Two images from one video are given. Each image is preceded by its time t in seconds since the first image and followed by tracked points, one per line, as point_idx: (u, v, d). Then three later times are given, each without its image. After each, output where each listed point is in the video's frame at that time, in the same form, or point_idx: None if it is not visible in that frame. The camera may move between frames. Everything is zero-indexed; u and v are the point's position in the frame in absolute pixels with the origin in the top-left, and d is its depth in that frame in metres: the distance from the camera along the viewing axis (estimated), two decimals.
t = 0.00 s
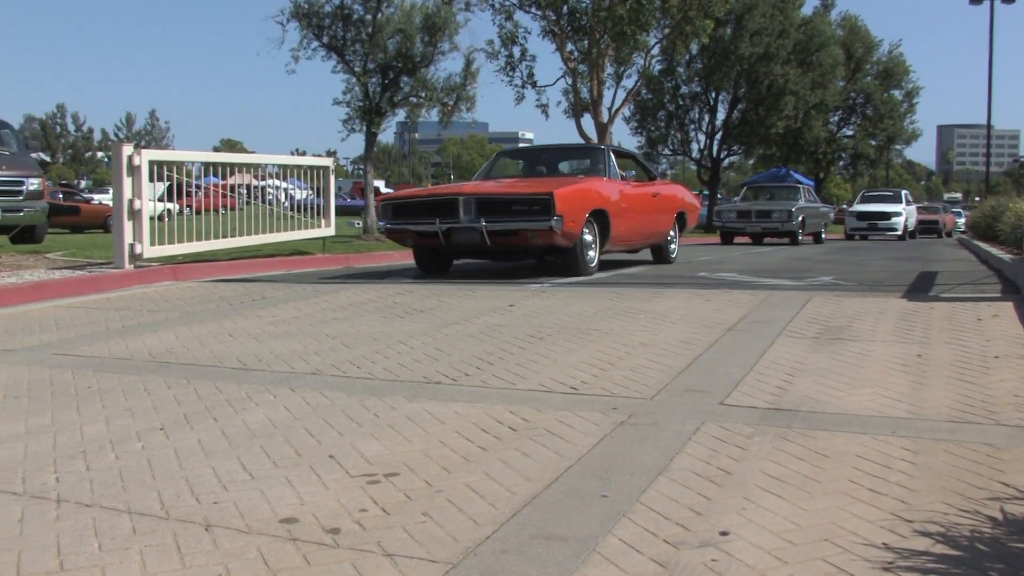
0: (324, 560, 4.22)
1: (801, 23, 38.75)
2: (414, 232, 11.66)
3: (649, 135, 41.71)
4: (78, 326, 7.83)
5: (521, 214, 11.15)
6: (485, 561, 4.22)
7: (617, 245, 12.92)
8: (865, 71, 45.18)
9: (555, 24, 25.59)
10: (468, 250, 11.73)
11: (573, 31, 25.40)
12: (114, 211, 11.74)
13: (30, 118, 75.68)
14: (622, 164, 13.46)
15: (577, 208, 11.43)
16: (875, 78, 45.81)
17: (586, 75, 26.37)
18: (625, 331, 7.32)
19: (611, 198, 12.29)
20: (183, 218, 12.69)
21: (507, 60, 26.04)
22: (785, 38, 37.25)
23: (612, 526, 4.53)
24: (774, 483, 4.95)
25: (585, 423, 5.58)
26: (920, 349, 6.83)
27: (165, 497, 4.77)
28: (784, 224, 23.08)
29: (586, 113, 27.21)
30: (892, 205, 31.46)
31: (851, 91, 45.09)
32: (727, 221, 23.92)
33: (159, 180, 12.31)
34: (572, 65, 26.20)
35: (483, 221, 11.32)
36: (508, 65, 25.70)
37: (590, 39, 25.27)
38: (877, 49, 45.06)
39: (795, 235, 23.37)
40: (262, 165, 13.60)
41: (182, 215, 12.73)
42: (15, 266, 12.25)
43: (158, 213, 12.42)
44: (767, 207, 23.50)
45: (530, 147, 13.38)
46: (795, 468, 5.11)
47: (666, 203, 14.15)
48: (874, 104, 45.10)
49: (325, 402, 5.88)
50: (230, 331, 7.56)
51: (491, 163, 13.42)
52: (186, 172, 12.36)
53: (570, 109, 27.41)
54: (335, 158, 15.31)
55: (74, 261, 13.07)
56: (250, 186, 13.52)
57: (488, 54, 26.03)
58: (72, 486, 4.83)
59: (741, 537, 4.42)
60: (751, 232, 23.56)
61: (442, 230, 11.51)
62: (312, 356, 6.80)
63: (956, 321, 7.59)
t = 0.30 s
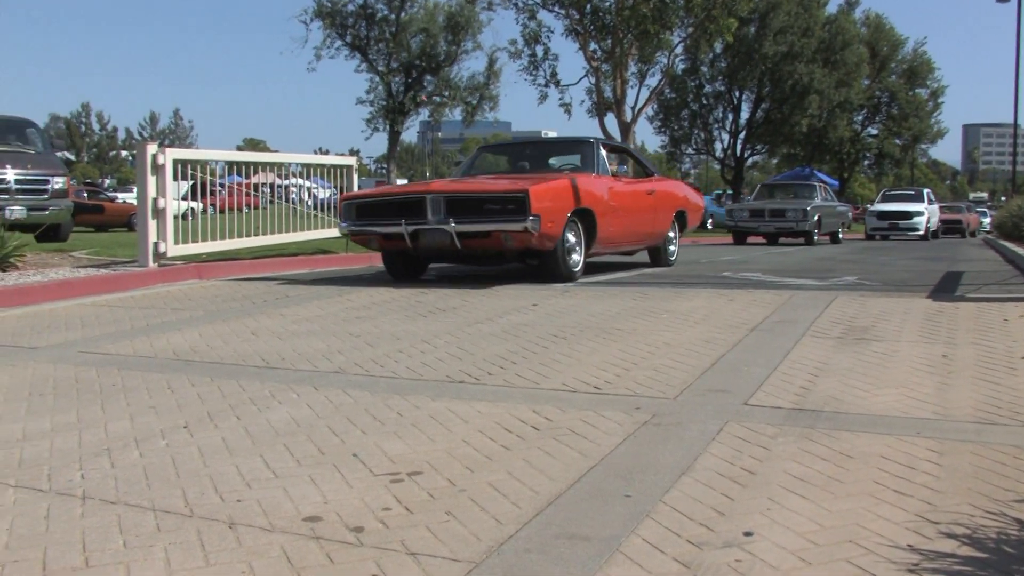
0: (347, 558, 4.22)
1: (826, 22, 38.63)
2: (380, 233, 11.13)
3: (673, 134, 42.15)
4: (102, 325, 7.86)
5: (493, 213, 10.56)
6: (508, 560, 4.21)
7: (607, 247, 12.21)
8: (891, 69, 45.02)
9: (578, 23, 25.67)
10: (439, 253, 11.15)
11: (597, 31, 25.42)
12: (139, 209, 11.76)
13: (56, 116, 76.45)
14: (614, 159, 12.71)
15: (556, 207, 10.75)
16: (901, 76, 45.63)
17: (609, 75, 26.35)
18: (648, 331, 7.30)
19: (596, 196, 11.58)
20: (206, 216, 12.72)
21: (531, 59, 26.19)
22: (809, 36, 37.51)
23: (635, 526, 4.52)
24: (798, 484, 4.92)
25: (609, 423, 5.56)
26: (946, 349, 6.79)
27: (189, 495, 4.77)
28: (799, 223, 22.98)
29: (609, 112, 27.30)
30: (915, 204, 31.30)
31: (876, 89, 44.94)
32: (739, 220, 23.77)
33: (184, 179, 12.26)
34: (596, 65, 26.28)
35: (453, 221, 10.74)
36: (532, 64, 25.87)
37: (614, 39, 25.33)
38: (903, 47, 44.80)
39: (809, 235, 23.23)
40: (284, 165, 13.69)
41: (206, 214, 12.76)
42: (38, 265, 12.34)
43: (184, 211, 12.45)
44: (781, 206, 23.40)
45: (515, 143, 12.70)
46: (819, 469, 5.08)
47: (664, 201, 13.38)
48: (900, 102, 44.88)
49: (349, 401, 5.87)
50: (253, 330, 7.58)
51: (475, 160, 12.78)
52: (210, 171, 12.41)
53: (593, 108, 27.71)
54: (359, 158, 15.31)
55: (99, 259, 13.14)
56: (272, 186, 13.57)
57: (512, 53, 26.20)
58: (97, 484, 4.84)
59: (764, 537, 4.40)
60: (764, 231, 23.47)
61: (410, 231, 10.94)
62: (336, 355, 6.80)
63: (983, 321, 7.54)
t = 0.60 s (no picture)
0: (394, 556, 4.21)
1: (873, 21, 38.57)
2: (360, 236, 10.25)
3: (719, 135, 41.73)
4: (150, 322, 7.95)
5: (482, 213, 9.63)
6: (554, 560, 4.19)
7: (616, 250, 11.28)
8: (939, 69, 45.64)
9: (625, 23, 26.12)
10: (426, 258, 10.24)
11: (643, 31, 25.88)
12: (187, 208, 11.88)
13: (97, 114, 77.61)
14: (626, 155, 11.73)
15: (556, 206, 9.84)
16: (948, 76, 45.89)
17: (655, 74, 27.05)
18: (695, 332, 7.27)
19: (601, 193, 10.64)
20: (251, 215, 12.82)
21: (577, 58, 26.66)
22: (858, 36, 37.30)
23: (682, 527, 4.48)
24: (846, 487, 4.87)
25: (656, 424, 5.53)
26: (995, 352, 6.71)
27: (238, 493, 4.77)
28: (837, 223, 22.83)
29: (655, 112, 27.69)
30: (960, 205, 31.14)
31: (924, 89, 45.20)
32: (773, 221, 23.60)
33: (231, 177, 12.24)
34: (642, 65, 26.73)
35: (438, 222, 9.82)
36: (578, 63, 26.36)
37: (660, 38, 25.79)
38: (951, 46, 45.61)
39: (847, 237, 23.11)
40: (330, 166, 13.77)
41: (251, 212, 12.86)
42: (87, 263, 12.51)
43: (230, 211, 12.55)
44: (818, 206, 23.24)
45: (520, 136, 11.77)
46: (866, 471, 5.03)
47: (682, 200, 12.42)
48: (948, 102, 44.88)
49: (397, 400, 5.87)
50: (298, 328, 7.61)
51: (476, 154, 11.94)
52: (257, 171, 12.51)
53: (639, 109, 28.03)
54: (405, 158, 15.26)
55: (147, 257, 13.28)
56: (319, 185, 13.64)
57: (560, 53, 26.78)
58: (146, 480, 4.86)
59: (812, 540, 4.35)
60: (801, 232, 23.28)
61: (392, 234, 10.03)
62: (383, 353, 6.82)
63: None
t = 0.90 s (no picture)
0: (513, 555, 4.20)
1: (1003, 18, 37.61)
2: (407, 246, 9.61)
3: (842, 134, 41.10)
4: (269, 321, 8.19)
5: (534, 224, 8.86)
6: (674, 563, 4.13)
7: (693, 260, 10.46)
8: None
9: (745, 22, 26.15)
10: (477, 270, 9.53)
11: (763, 29, 26.02)
12: (309, 207, 12.34)
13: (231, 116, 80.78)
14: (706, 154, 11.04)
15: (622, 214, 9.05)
16: None
17: (775, 74, 26.96)
18: (815, 337, 7.16)
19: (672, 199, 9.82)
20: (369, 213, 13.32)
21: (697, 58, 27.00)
22: (987, 33, 36.69)
23: (803, 533, 4.38)
24: (973, 497, 4.71)
25: (776, 428, 5.45)
26: None
27: (359, 487, 4.82)
28: (951, 225, 22.06)
29: (775, 113, 27.95)
30: None
31: None
32: (883, 221, 22.78)
33: (352, 176, 12.82)
34: (762, 64, 26.76)
35: (488, 232, 9.10)
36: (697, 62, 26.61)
37: (781, 36, 25.96)
38: None
39: (962, 240, 22.36)
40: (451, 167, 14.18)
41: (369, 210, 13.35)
42: (213, 259, 12.99)
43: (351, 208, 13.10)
44: (930, 208, 22.47)
45: (592, 133, 11.25)
46: (995, 482, 4.86)
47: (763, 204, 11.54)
48: None
49: (517, 399, 5.88)
50: (415, 327, 7.72)
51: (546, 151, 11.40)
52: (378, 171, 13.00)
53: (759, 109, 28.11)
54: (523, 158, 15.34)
55: (271, 254, 13.69)
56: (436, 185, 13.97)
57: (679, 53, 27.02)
58: (269, 472, 4.94)
59: (939, 550, 4.21)
60: (912, 235, 22.54)
61: (440, 244, 9.36)
62: (502, 352, 6.87)
63: None
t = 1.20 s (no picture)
0: (632, 556, 4.17)
1: None
2: (441, 256, 8.87)
3: (967, 133, 43.22)
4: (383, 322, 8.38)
5: (572, 234, 8.01)
6: (795, 568, 4.06)
7: (761, 268, 9.53)
8: None
9: (867, 19, 25.81)
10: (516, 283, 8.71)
11: (886, 26, 25.52)
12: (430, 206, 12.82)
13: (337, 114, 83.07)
14: (775, 153, 10.19)
15: (678, 219, 8.19)
16: None
17: (899, 72, 26.67)
18: (940, 342, 7.04)
19: (736, 203, 8.89)
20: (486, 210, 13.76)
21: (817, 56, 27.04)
22: None
23: (928, 542, 4.27)
24: None
25: (899, 433, 5.35)
26: None
27: (478, 484, 4.85)
28: None
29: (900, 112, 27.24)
30: None
31: None
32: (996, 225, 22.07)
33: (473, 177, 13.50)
34: (884, 62, 26.46)
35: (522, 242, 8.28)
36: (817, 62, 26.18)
37: (904, 34, 25.52)
38: None
39: None
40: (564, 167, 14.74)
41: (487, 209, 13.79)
42: (332, 256, 13.33)
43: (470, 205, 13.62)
44: None
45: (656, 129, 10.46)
46: None
47: (841, 205, 10.54)
48: None
49: (634, 400, 5.88)
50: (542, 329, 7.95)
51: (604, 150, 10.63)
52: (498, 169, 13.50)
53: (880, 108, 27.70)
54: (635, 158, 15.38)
55: (387, 254, 13.98)
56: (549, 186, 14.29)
57: (798, 51, 26.93)
58: (389, 468, 5.00)
59: None
60: None
61: (475, 255, 8.59)
62: (620, 352, 6.90)
63: None
